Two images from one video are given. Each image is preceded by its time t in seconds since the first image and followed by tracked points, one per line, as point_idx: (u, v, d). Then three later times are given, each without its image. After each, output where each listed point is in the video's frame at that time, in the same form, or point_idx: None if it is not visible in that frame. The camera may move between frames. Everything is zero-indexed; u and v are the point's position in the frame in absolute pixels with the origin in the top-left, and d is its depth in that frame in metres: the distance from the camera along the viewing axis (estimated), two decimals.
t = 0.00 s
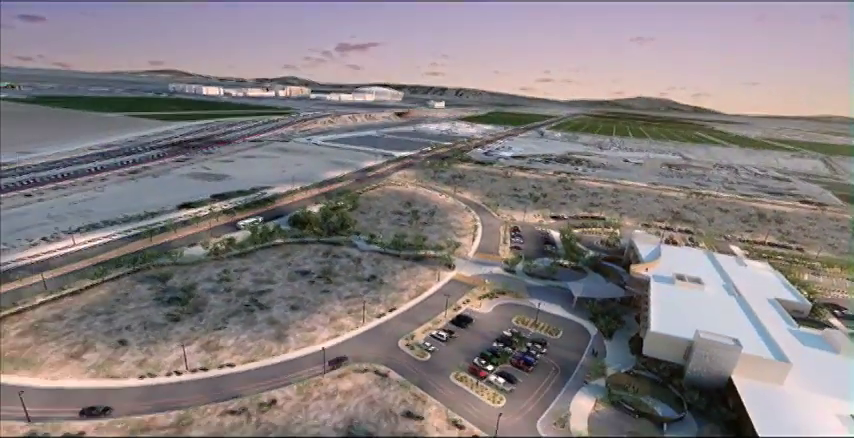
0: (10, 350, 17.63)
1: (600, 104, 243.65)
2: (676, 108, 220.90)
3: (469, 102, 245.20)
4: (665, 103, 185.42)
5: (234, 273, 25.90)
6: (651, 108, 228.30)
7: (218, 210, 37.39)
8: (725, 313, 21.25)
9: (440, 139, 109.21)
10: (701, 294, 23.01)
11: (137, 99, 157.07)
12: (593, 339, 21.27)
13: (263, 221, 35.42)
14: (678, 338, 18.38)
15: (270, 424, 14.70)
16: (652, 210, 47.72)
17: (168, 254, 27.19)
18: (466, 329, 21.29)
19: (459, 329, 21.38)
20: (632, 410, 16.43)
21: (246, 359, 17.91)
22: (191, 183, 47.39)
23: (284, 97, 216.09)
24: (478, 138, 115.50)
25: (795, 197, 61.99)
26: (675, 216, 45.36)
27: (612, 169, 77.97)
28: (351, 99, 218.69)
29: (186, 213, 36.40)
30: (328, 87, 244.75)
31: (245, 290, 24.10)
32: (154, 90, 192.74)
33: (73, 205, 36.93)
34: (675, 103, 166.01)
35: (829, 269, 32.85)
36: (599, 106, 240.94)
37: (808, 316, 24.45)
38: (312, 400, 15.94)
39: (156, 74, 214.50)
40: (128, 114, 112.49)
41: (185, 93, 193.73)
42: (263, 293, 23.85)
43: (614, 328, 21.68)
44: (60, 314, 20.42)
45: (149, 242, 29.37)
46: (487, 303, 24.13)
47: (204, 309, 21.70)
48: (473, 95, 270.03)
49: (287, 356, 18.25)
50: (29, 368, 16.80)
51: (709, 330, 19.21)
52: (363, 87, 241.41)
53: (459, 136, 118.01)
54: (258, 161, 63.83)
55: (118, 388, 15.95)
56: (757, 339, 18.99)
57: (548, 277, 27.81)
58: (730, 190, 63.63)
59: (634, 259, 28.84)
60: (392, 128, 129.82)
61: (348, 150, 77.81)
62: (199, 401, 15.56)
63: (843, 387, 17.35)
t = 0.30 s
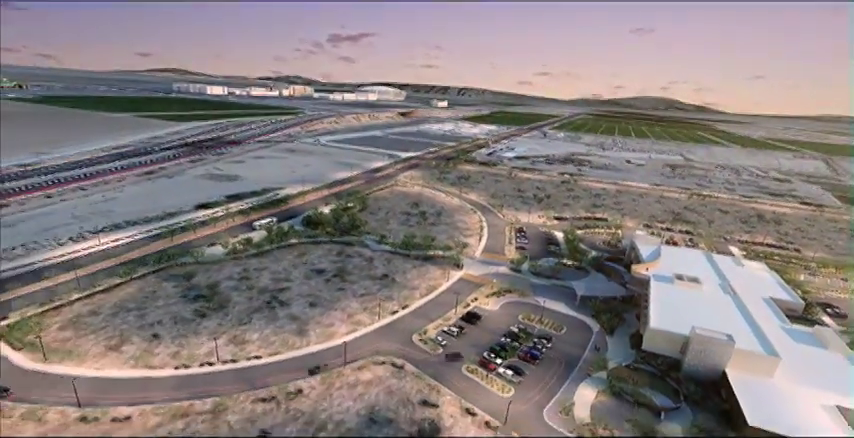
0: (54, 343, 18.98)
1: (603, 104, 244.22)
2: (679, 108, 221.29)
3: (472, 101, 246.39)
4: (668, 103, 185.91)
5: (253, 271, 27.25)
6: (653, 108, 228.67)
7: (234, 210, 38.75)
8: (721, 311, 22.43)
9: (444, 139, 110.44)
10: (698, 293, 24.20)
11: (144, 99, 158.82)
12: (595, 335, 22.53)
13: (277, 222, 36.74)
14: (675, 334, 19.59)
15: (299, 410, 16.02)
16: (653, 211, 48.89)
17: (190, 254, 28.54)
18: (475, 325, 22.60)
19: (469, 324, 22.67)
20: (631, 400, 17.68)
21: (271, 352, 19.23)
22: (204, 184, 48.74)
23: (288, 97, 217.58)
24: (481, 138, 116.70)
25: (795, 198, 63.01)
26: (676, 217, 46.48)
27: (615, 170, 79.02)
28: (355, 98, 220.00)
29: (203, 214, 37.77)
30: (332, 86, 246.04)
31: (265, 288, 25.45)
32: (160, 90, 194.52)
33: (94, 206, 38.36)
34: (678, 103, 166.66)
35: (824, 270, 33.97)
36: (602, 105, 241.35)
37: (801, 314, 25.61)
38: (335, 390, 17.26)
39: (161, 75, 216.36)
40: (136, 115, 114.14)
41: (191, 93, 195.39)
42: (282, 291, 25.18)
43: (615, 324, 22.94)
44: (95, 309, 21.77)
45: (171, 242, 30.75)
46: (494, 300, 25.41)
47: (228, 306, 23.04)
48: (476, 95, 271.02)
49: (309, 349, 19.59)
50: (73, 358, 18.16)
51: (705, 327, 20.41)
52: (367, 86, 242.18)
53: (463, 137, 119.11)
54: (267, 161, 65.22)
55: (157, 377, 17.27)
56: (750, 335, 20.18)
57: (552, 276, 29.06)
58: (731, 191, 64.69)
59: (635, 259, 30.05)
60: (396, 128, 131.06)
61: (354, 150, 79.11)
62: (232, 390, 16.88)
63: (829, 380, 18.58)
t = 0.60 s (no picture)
0: (88, 338, 20.11)
1: (602, 104, 245.40)
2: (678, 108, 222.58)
3: (472, 102, 247.48)
4: (667, 104, 187.15)
5: (269, 271, 28.41)
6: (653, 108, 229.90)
7: (245, 211, 39.89)
8: (717, 308, 23.60)
9: (446, 140, 111.58)
10: (696, 291, 25.38)
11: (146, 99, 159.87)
12: (598, 331, 23.69)
13: (289, 223, 37.88)
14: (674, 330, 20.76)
15: (322, 401, 17.18)
16: (653, 212, 50.07)
17: (207, 254, 29.69)
18: (483, 322, 23.76)
19: (478, 321, 23.83)
20: (633, 391, 18.82)
21: (293, 347, 20.36)
22: (214, 186, 49.86)
23: (288, 98, 218.63)
24: (482, 139, 117.87)
25: (791, 199, 64.30)
26: (674, 218, 47.73)
27: (614, 171, 80.27)
28: (355, 99, 221.09)
29: (216, 215, 38.91)
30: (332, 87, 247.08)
31: (282, 287, 26.62)
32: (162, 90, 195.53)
33: (109, 207, 39.45)
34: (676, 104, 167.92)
35: (818, 269, 35.17)
36: (601, 105, 242.51)
37: (794, 312, 26.80)
38: (355, 382, 18.42)
39: (162, 75, 217.30)
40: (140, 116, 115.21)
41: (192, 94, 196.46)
42: (298, 290, 26.33)
43: (617, 321, 24.11)
44: (122, 307, 22.88)
45: (188, 242, 31.87)
46: (501, 298, 26.58)
47: (248, 304, 24.19)
48: (476, 95, 272.21)
49: (328, 344, 20.74)
50: (107, 353, 19.30)
51: (702, 323, 21.57)
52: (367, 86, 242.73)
53: (464, 138, 120.28)
54: (273, 163, 66.36)
55: (189, 370, 18.37)
56: (745, 331, 21.33)
57: (555, 275, 30.24)
58: (729, 192, 65.95)
59: (635, 259, 31.26)
60: (398, 129, 132.24)
61: (358, 152, 80.21)
62: (259, 381, 18.00)
63: (817, 373, 19.76)
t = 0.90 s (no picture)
0: (121, 336, 21.19)
1: (600, 104, 247.07)
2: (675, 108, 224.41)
3: (471, 103, 248.89)
4: (664, 105, 188.91)
5: (285, 272, 29.49)
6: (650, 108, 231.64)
7: (257, 213, 40.99)
8: (717, 306, 24.78)
9: (446, 142, 112.72)
10: (696, 290, 26.56)
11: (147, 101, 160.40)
12: (603, 327, 24.90)
13: (300, 224, 38.99)
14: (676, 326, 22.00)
15: (348, 393, 18.30)
16: (653, 213, 51.39)
17: (225, 256, 30.77)
18: (494, 319, 24.94)
19: (488, 318, 25.01)
20: (637, 384, 20.01)
21: (315, 343, 21.46)
22: (223, 188, 50.88)
23: (288, 98, 219.47)
24: (483, 141, 119.07)
25: (786, 199, 65.83)
26: (673, 219, 49.04)
27: (614, 172, 81.64)
28: (355, 100, 222.17)
29: (228, 217, 39.98)
30: (331, 87, 247.83)
31: (299, 287, 27.72)
32: (162, 91, 196.00)
33: (124, 210, 40.51)
34: (673, 105, 169.67)
35: (812, 268, 36.49)
36: (599, 105, 244.18)
37: (789, 309, 28.04)
38: (377, 375, 19.54)
39: (161, 76, 217.70)
40: (143, 118, 116.05)
41: (191, 95, 197.19)
42: (315, 289, 27.46)
43: (621, 318, 25.30)
44: (149, 307, 23.96)
45: (205, 244, 32.99)
46: (510, 297, 27.80)
47: (269, 303, 25.27)
48: (474, 95, 273.53)
49: (349, 341, 21.87)
50: (141, 349, 20.36)
51: (702, 319, 22.78)
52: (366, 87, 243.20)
53: (464, 139, 121.46)
54: (278, 165, 67.42)
55: (220, 365, 19.44)
56: (743, 327, 22.53)
57: (561, 274, 31.44)
58: (726, 192, 67.38)
59: (636, 259, 32.46)
60: (398, 130, 133.37)
61: (361, 154, 81.25)
62: (287, 376, 19.11)
63: (811, 366, 20.95)
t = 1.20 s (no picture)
0: (153, 335, 22.17)
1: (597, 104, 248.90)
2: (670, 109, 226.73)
3: (468, 103, 250.33)
4: (660, 105, 190.99)
5: (302, 273, 30.55)
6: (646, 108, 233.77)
7: (268, 216, 41.97)
8: (717, 303, 26.00)
9: (446, 143, 113.77)
10: (697, 288, 27.79)
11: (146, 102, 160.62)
12: (609, 324, 26.12)
13: (311, 226, 40.04)
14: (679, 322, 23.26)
15: (374, 387, 19.37)
16: (653, 214, 52.73)
17: (243, 257, 31.82)
18: (506, 317, 26.12)
19: (500, 316, 26.18)
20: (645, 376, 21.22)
21: (338, 341, 22.52)
22: (232, 190, 51.81)
23: (286, 99, 219.94)
24: (483, 141, 120.29)
25: (781, 199, 67.49)
26: (673, 219, 50.43)
27: (612, 172, 83.07)
28: (353, 100, 222.95)
29: (241, 220, 40.96)
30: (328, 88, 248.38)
31: (316, 287, 28.74)
32: (160, 92, 196.09)
33: (138, 213, 41.40)
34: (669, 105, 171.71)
35: (806, 266, 37.91)
36: (595, 105, 246.15)
37: (785, 306, 29.35)
38: (400, 370, 20.62)
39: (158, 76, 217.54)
40: (143, 119, 116.51)
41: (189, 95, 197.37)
42: (332, 289, 28.51)
43: (626, 315, 26.55)
44: (176, 307, 24.95)
45: (222, 246, 33.98)
46: (519, 296, 28.97)
47: (289, 303, 26.30)
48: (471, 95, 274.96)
49: (370, 338, 22.96)
50: (173, 347, 21.33)
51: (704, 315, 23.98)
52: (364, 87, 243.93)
53: (464, 140, 122.62)
54: (284, 167, 68.30)
55: (250, 361, 20.45)
56: (742, 323, 23.75)
57: (566, 274, 32.67)
58: (723, 193, 68.90)
59: (639, 258, 33.72)
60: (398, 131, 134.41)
61: (364, 155, 82.25)
62: (316, 371, 20.16)
63: (807, 359, 22.20)
